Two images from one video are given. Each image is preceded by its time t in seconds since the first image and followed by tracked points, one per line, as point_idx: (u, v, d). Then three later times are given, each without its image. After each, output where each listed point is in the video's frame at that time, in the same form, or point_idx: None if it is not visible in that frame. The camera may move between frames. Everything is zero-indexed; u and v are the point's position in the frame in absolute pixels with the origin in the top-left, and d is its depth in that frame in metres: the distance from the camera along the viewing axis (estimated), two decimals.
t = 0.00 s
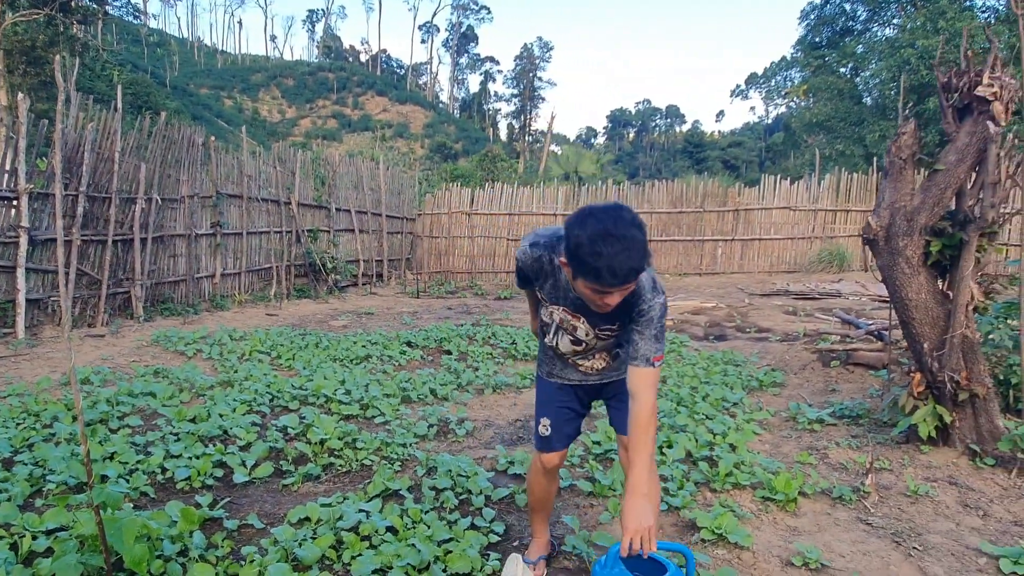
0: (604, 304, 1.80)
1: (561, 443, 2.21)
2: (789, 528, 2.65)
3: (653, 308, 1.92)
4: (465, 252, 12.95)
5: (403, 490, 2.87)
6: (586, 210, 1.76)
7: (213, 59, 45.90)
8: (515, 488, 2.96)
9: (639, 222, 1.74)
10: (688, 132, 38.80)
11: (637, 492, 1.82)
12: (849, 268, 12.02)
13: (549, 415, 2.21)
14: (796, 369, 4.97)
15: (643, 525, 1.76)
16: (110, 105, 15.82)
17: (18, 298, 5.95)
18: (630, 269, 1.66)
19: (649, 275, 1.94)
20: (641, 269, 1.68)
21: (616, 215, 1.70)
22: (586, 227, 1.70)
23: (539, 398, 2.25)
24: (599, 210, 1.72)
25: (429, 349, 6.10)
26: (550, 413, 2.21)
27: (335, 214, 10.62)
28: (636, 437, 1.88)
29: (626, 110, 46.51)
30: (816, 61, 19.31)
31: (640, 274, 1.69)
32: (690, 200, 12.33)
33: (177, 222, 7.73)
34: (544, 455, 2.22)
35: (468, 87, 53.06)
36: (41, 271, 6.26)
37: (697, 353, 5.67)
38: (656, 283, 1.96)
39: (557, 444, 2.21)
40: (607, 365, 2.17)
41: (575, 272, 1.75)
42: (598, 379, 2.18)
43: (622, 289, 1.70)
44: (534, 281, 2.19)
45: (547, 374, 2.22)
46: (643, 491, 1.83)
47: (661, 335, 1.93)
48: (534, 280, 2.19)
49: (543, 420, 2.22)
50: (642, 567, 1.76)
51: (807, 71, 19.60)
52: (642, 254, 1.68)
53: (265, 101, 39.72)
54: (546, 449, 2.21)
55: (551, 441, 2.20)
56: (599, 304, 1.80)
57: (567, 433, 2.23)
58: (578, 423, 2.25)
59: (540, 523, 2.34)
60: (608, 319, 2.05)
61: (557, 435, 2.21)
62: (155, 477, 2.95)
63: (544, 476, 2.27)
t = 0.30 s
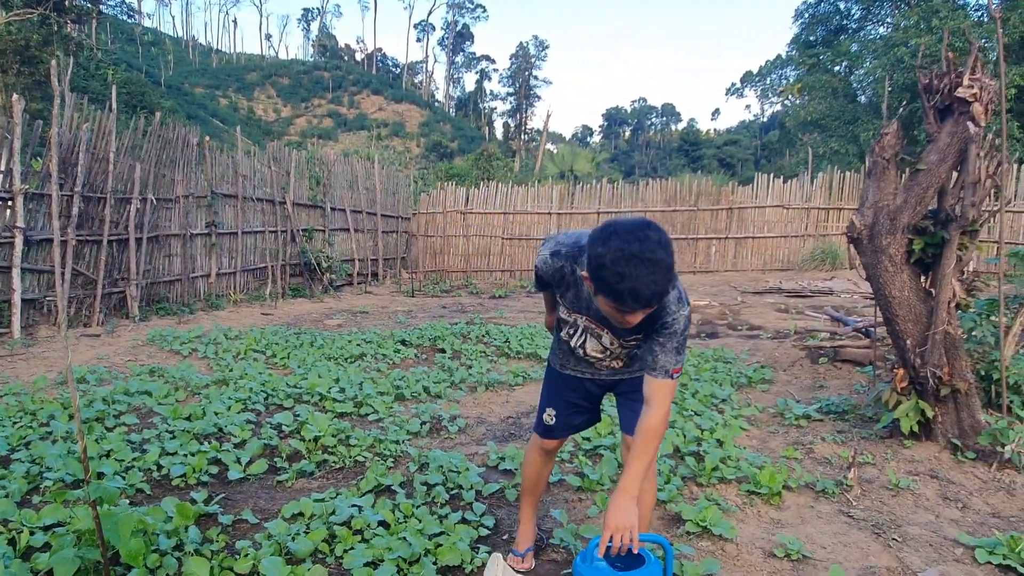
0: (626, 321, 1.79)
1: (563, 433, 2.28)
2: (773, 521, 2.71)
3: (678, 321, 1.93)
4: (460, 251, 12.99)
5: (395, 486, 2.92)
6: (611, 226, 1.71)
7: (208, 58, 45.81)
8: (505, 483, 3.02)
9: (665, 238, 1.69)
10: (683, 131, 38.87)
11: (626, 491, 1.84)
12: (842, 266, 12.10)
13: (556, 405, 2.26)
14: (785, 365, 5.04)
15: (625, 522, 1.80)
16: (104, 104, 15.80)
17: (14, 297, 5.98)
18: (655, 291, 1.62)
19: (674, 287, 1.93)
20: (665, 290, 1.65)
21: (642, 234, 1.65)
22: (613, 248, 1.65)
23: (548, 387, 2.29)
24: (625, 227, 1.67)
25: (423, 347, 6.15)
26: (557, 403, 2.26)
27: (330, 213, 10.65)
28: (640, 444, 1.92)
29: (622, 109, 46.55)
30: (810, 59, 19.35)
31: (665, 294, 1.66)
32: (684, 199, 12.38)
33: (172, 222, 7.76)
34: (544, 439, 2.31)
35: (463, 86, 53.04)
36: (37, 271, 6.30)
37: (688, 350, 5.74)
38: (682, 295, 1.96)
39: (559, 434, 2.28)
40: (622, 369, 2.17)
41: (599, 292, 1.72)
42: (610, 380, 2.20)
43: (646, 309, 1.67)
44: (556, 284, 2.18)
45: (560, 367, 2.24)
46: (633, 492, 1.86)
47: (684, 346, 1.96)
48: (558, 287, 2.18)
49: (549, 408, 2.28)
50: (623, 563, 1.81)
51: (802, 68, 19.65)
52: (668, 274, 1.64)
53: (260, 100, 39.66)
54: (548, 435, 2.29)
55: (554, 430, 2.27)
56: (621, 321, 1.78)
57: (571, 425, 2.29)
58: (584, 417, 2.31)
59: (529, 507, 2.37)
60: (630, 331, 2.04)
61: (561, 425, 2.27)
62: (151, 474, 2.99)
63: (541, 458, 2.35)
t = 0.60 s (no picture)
0: (619, 324, 1.81)
1: (559, 423, 2.34)
2: (759, 510, 2.77)
3: (676, 324, 1.95)
4: (455, 249, 13.02)
5: (389, 479, 2.97)
6: (605, 231, 1.75)
7: (202, 57, 45.68)
8: (497, 476, 3.08)
9: (657, 245, 1.72)
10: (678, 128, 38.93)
11: (624, 484, 1.89)
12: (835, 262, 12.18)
13: (553, 395, 2.32)
14: (775, 360, 5.11)
15: (617, 514, 1.86)
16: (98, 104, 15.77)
17: (10, 297, 6.01)
18: (644, 298, 1.65)
19: (674, 290, 1.94)
20: (654, 295, 1.67)
21: (635, 240, 1.68)
22: (603, 253, 1.68)
23: (547, 376, 2.34)
24: (618, 232, 1.71)
25: (418, 344, 6.20)
26: (554, 393, 2.32)
27: (325, 212, 10.67)
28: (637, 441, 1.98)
29: (617, 106, 46.58)
30: (804, 55, 19.40)
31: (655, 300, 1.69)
32: (678, 196, 12.47)
33: (167, 222, 7.79)
34: (542, 428, 2.37)
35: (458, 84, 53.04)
36: (33, 270, 6.32)
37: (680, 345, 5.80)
38: (681, 298, 1.97)
39: (556, 424, 2.35)
40: (621, 364, 2.21)
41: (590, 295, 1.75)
42: (608, 375, 2.24)
43: (636, 314, 1.70)
44: (557, 281, 2.21)
45: (560, 358, 2.28)
46: (630, 487, 1.91)
47: (682, 348, 1.99)
48: (559, 285, 2.22)
49: (547, 398, 2.33)
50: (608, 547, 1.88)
51: (796, 65, 19.70)
52: (657, 280, 1.67)
53: (254, 99, 39.59)
54: (545, 424, 2.35)
55: (551, 420, 2.34)
56: (614, 325, 1.81)
57: (568, 416, 2.35)
58: (581, 409, 2.36)
59: (522, 494, 2.43)
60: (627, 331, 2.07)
61: (558, 416, 2.33)
62: (148, 470, 3.04)
63: (539, 445, 2.42)
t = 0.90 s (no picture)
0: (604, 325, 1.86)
1: (552, 417, 2.39)
2: (747, 502, 2.82)
3: (663, 323, 1.98)
4: (448, 247, 13.05)
5: (382, 475, 3.01)
6: (590, 233, 1.79)
7: (193, 56, 45.50)
8: (489, 471, 3.12)
9: (641, 247, 1.76)
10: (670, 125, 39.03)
11: (611, 478, 1.93)
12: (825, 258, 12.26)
13: (546, 388, 2.36)
14: (764, 355, 5.18)
15: (604, 505, 1.91)
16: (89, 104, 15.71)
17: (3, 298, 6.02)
18: (625, 300, 1.69)
19: (661, 289, 1.98)
20: (636, 297, 1.71)
21: (619, 243, 1.72)
22: (587, 255, 1.73)
23: (541, 371, 2.38)
24: (602, 234, 1.75)
25: (411, 342, 6.23)
26: (547, 387, 2.36)
27: (318, 211, 10.68)
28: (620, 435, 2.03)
29: (609, 104, 46.62)
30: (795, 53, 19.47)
31: (638, 301, 1.73)
32: (669, 193, 12.52)
33: (159, 222, 7.79)
34: (535, 421, 2.41)
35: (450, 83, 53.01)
36: (26, 271, 6.32)
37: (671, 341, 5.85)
38: (669, 297, 2.00)
39: (548, 418, 2.39)
40: (612, 360, 2.24)
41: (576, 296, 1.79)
42: (600, 369, 2.28)
43: (620, 315, 1.74)
44: (550, 278, 2.25)
45: (554, 353, 2.33)
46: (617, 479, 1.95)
47: (667, 345, 2.03)
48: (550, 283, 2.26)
49: (540, 393, 2.37)
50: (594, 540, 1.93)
51: (787, 62, 19.77)
52: (639, 282, 1.71)
53: (246, 98, 39.47)
54: (538, 417, 2.40)
55: (544, 413, 2.38)
56: (600, 327, 1.85)
57: (561, 410, 2.39)
58: (574, 403, 2.40)
59: (516, 488, 2.48)
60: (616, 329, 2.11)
61: (551, 410, 2.38)
62: (143, 468, 3.06)
63: (532, 439, 2.46)
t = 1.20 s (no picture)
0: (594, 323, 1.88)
1: (548, 412, 2.41)
2: (739, 494, 2.86)
3: (656, 321, 1.98)
4: (444, 246, 13.07)
5: (379, 470, 3.04)
6: (575, 231, 1.82)
7: (186, 55, 45.36)
8: (485, 466, 3.15)
9: (623, 243, 1.79)
10: (665, 122, 39.08)
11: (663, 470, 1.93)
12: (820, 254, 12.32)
13: (542, 385, 2.39)
14: (758, 350, 5.22)
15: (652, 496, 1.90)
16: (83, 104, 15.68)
17: None
18: (609, 296, 1.71)
19: (653, 286, 1.98)
20: (620, 293, 1.73)
21: (600, 240, 1.76)
22: (570, 254, 1.77)
23: (538, 366, 2.41)
24: (585, 233, 1.79)
25: (407, 340, 6.26)
26: (544, 383, 2.39)
27: (313, 210, 10.69)
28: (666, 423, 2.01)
29: (605, 101, 46.62)
30: (789, 49, 19.51)
31: (623, 297, 1.75)
32: (664, 190, 12.55)
33: (155, 222, 7.80)
34: (532, 417, 2.44)
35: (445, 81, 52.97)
36: (21, 271, 6.33)
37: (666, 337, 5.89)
38: (661, 294, 2.00)
39: (544, 413, 2.42)
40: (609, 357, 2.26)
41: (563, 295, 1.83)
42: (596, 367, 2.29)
43: (606, 312, 1.76)
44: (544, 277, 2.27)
45: (550, 350, 2.35)
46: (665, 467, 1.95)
47: (670, 342, 2.02)
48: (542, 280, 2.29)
49: (536, 388, 2.40)
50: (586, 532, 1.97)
51: (781, 58, 19.81)
52: (622, 279, 1.73)
53: (240, 97, 39.39)
54: (533, 413, 2.42)
55: (540, 409, 2.40)
56: (588, 324, 1.87)
57: (557, 405, 2.41)
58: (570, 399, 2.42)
59: (513, 482, 2.51)
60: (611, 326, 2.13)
61: (547, 405, 2.40)
62: (142, 465, 3.09)
63: (530, 433, 2.49)
